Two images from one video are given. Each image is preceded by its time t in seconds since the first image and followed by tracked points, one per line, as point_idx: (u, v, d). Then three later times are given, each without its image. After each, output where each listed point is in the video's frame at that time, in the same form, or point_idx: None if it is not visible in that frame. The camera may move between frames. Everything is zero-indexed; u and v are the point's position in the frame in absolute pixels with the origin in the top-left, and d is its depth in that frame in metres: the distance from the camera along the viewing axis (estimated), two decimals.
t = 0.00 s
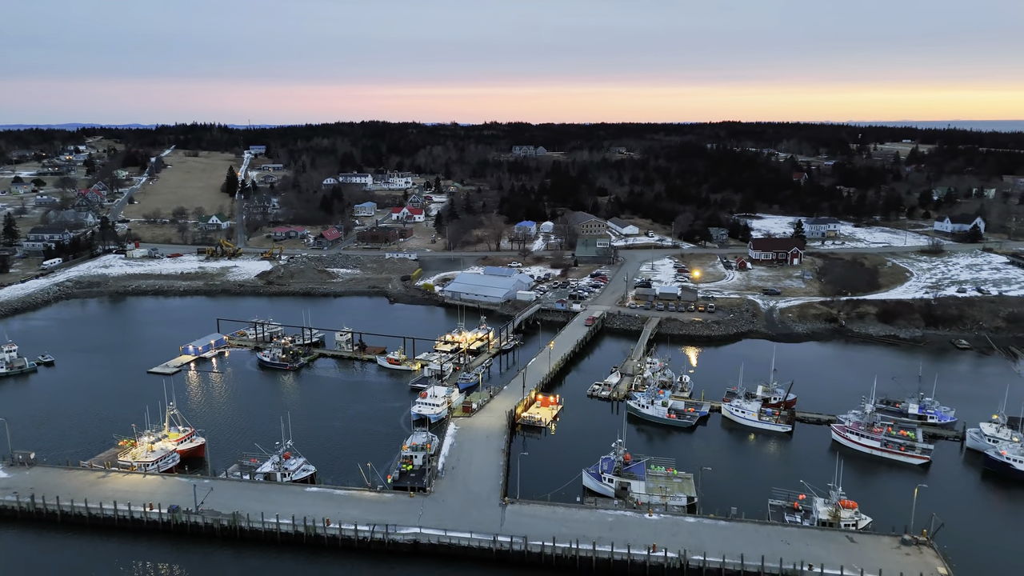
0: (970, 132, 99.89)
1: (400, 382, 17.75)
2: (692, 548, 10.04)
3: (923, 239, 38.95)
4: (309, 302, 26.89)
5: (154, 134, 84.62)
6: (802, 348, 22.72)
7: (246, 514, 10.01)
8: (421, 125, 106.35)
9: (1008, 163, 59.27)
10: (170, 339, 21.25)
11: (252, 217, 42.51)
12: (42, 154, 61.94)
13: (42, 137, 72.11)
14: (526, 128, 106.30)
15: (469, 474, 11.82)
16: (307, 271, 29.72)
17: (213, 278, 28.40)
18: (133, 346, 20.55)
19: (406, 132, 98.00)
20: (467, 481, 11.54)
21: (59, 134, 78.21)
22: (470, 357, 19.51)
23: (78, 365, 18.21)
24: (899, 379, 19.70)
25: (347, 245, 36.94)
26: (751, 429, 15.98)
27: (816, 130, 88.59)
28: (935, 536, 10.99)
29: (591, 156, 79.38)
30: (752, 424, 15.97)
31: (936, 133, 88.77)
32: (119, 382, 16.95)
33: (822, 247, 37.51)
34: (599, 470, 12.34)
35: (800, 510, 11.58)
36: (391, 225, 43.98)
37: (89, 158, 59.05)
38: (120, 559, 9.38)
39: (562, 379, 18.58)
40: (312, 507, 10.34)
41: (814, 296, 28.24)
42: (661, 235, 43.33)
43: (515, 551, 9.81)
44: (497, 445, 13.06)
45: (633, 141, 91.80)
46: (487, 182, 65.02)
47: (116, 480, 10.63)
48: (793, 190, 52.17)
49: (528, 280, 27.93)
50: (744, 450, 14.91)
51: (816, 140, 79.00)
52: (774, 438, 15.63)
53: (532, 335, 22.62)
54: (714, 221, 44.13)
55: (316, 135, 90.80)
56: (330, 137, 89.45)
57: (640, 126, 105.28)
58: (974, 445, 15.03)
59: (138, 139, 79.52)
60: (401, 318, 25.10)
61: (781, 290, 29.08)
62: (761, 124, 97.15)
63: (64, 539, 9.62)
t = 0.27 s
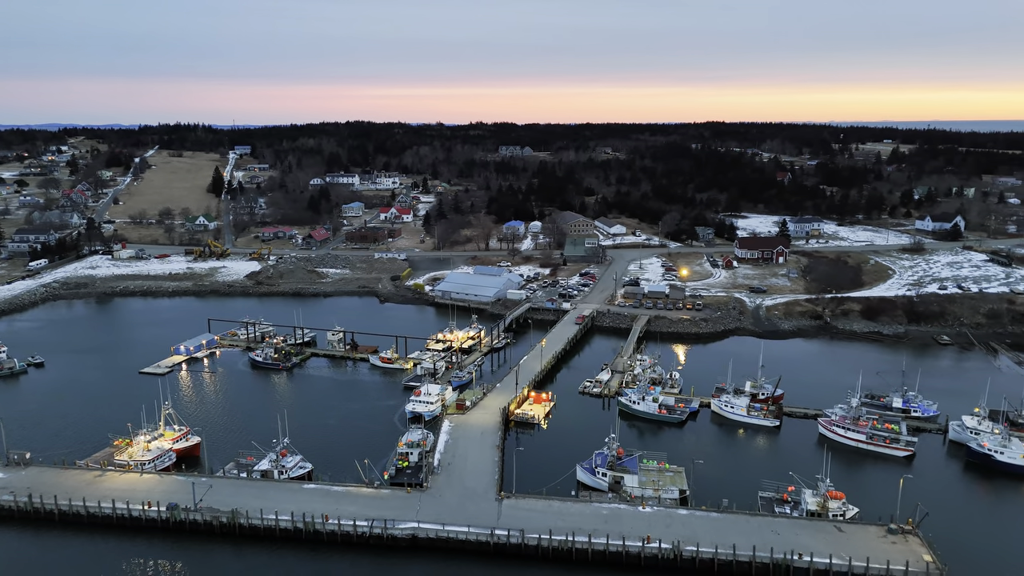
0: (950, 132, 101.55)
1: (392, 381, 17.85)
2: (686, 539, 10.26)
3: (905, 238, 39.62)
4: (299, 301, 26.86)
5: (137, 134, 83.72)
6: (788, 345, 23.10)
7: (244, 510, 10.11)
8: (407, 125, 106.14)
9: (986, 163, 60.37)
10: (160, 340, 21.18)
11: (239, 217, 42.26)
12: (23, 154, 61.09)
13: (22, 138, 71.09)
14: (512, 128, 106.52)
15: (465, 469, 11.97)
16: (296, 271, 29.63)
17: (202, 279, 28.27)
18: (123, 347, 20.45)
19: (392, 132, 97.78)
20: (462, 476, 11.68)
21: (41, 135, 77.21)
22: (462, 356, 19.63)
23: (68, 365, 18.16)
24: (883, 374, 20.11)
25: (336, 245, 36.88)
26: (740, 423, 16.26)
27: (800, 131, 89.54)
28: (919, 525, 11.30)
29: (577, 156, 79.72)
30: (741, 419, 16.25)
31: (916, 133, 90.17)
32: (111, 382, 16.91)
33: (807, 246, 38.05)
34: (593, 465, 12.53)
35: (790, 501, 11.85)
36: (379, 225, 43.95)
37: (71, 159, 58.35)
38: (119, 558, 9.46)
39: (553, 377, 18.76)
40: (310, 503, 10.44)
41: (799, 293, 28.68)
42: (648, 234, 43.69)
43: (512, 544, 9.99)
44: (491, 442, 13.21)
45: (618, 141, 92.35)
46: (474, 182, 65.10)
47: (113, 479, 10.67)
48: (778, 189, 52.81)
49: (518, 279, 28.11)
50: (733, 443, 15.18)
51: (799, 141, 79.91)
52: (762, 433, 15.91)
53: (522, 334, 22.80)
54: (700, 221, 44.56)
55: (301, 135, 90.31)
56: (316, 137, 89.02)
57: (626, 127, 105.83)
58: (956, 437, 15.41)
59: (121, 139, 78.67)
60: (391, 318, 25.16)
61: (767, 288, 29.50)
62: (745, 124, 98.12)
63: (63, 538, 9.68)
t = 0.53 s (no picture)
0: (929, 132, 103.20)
1: (385, 379, 17.92)
2: (679, 531, 10.47)
3: (887, 237, 40.28)
4: (289, 301, 26.81)
5: (120, 134, 82.85)
6: (775, 341, 23.46)
7: (243, 508, 10.19)
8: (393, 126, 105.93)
9: (966, 162, 61.45)
10: (150, 341, 21.09)
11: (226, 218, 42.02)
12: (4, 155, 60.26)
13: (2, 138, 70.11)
14: (498, 129, 106.72)
15: (460, 465, 12.10)
16: (286, 271, 29.52)
17: (191, 279, 28.13)
18: (112, 347, 20.36)
19: (378, 132, 97.53)
20: (458, 472, 11.82)
21: (22, 135, 76.22)
22: (454, 354, 19.74)
23: (57, 366, 18.20)
24: (867, 370, 20.50)
25: (324, 245, 36.81)
26: (730, 419, 16.52)
27: (783, 131, 90.63)
28: (904, 514, 11.60)
29: (563, 156, 80.04)
30: (730, 414, 16.51)
31: (896, 133, 91.50)
32: (102, 384, 16.88)
33: (791, 245, 38.57)
34: (586, 460, 12.72)
35: (779, 493, 12.12)
36: (368, 225, 43.91)
37: (54, 159, 57.67)
38: (118, 555, 9.54)
39: (545, 374, 18.93)
40: (308, 500, 10.54)
41: (785, 291, 29.11)
42: (635, 234, 44.03)
43: (508, 537, 10.16)
44: (486, 438, 13.34)
45: (603, 141, 92.85)
46: (462, 182, 65.16)
47: (110, 478, 10.72)
48: (762, 189, 53.43)
49: (508, 278, 28.28)
50: (723, 438, 15.43)
51: (783, 141, 80.81)
52: (751, 427, 16.18)
53: (513, 332, 22.95)
54: (687, 220, 44.98)
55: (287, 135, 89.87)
56: (302, 137, 88.59)
57: (612, 127, 106.37)
58: (939, 430, 15.78)
59: (104, 140, 77.82)
60: (382, 317, 25.22)
61: (753, 286, 29.90)
62: (729, 125, 99.01)
63: (61, 537, 9.72)
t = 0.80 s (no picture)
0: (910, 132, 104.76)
1: (378, 378, 18.01)
2: (672, 523, 10.69)
3: (871, 235, 40.89)
4: (280, 301, 26.79)
5: (104, 134, 82.02)
6: (762, 338, 23.81)
7: (241, 505, 10.28)
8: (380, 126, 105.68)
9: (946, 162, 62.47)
10: (141, 341, 21.02)
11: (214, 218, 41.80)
12: None
13: None
14: (485, 129, 106.86)
15: (456, 461, 12.23)
16: (276, 272, 29.46)
17: (181, 280, 28.01)
18: (103, 348, 20.28)
19: (365, 133, 97.26)
20: (454, 468, 11.95)
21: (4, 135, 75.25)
22: (446, 353, 19.85)
23: (48, 368, 18.21)
24: (853, 366, 20.89)
25: (313, 245, 36.75)
26: (720, 414, 16.79)
27: (767, 131, 91.61)
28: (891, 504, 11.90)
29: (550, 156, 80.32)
30: (720, 409, 16.78)
31: (878, 133, 92.77)
32: (94, 385, 16.82)
33: (777, 243, 39.05)
34: (580, 455, 12.90)
35: (769, 485, 12.38)
36: (356, 225, 43.87)
37: (37, 160, 57.00)
38: (118, 552, 9.60)
39: (537, 372, 19.11)
40: (306, 496, 10.64)
41: (772, 289, 29.52)
42: (623, 233, 44.35)
43: (505, 531, 10.33)
44: (481, 434, 13.47)
45: (589, 141, 93.29)
46: (450, 182, 65.20)
47: (107, 476, 10.75)
48: (748, 189, 54.02)
49: (498, 278, 28.43)
50: (713, 433, 15.68)
51: (767, 141, 81.69)
52: (740, 422, 16.46)
53: (505, 331, 23.12)
54: (674, 219, 45.38)
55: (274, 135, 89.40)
56: (288, 137, 88.16)
57: (599, 127, 106.87)
58: (923, 424, 16.14)
59: (87, 140, 77.01)
60: (374, 317, 25.28)
61: (740, 284, 30.28)
62: (714, 125, 99.81)
63: (60, 536, 9.77)
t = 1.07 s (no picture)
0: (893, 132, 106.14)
1: (372, 377, 18.10)
2: (666, 515, 10.90)
3: (856, 234, 41.47)
4: (271, 301, 26.76)
5: (89, 134, 81.20)
6: (751, 336, 24.14)
7: (241, 501, 10.39)
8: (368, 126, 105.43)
9: (929, 162, 63.38)
10: (132, 342, 20.96)
11: (202, 219, 41.58)
12: None
13: None
14: (473, 130, 106.90)
15: (452, 457, 12.37)
16: (267, 272, 29.42)
17: (171, 280, 27.91)
18: (94, 349, 20.21)
19: (353, 133, 96.98)
20: (450, 464, 12.09)
21: None
22: (439, 351, 19.97)
23: (40, 369, 18.16)
24: (840, 362, 21.25)
25: (304, 245, 36.69)
26: (710, 410, 17.05)
27: (752, 132, 92.46)
28: (878, 495, 12.18)
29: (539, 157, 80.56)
30: (711, 405, 17.04)
31: (862, 133, 93.90)
32: (87, 386, 16.79)
33: (764, 242, 39.50)
34: (575, 450, 13.09)
35: (759, 478, 12.62)
36: (346, 225, 43.82)
37: (21, 160, 56.37)
38: (118, 549, 9.70)
39: (530, 370, 19.28)
40: (305, 492, 10.75)
41: (759, 287, 29.90)
42: (612, 233, 44.64)
43: (503, 524, 10.50)
44: (476, 431, 13.61)
45: (577, 142, 93.63)
46: (439, 183, 65.21)
47: (105, 475, 10.81)
48: (735, 189, 54.52)
49: (490, 277, 28.58)
50: (704, 428, 15.92)
51: (753, 141, 82.45)
52: (730, 418, 16.72)
53: (497, 330, 23.28)
54: (663, 219, 45.74)
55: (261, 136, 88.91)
56: (276, 137, 87.76)
57: (586, 128, 107.32)
58: (909, 418, 16.48)
59: (72, 141, 76.23)
60: (366, 317, 25.34)
61: (729, 283, 30.64)
62: (701, 125, 100.50)
63: (60, 534, 9.85)
